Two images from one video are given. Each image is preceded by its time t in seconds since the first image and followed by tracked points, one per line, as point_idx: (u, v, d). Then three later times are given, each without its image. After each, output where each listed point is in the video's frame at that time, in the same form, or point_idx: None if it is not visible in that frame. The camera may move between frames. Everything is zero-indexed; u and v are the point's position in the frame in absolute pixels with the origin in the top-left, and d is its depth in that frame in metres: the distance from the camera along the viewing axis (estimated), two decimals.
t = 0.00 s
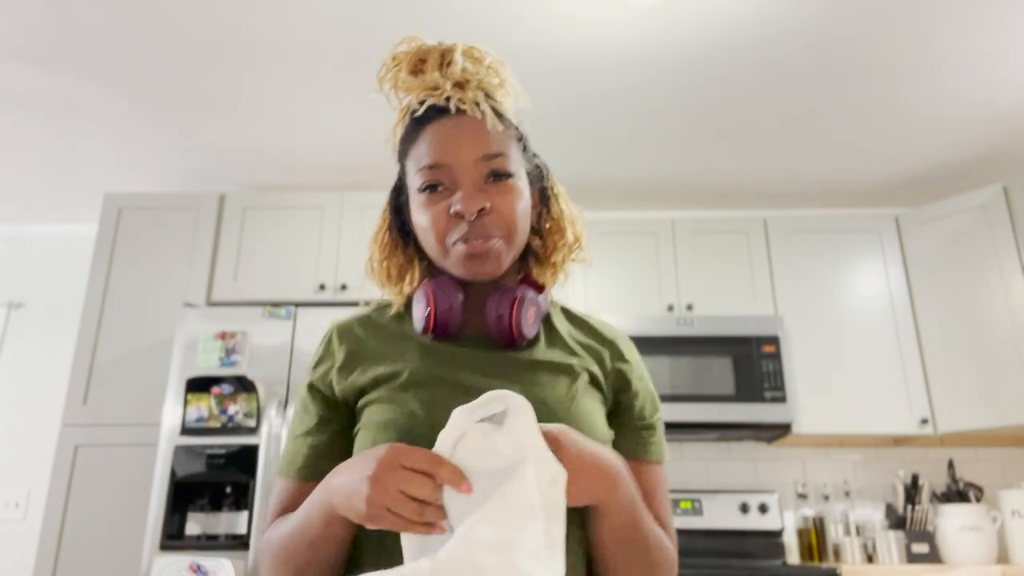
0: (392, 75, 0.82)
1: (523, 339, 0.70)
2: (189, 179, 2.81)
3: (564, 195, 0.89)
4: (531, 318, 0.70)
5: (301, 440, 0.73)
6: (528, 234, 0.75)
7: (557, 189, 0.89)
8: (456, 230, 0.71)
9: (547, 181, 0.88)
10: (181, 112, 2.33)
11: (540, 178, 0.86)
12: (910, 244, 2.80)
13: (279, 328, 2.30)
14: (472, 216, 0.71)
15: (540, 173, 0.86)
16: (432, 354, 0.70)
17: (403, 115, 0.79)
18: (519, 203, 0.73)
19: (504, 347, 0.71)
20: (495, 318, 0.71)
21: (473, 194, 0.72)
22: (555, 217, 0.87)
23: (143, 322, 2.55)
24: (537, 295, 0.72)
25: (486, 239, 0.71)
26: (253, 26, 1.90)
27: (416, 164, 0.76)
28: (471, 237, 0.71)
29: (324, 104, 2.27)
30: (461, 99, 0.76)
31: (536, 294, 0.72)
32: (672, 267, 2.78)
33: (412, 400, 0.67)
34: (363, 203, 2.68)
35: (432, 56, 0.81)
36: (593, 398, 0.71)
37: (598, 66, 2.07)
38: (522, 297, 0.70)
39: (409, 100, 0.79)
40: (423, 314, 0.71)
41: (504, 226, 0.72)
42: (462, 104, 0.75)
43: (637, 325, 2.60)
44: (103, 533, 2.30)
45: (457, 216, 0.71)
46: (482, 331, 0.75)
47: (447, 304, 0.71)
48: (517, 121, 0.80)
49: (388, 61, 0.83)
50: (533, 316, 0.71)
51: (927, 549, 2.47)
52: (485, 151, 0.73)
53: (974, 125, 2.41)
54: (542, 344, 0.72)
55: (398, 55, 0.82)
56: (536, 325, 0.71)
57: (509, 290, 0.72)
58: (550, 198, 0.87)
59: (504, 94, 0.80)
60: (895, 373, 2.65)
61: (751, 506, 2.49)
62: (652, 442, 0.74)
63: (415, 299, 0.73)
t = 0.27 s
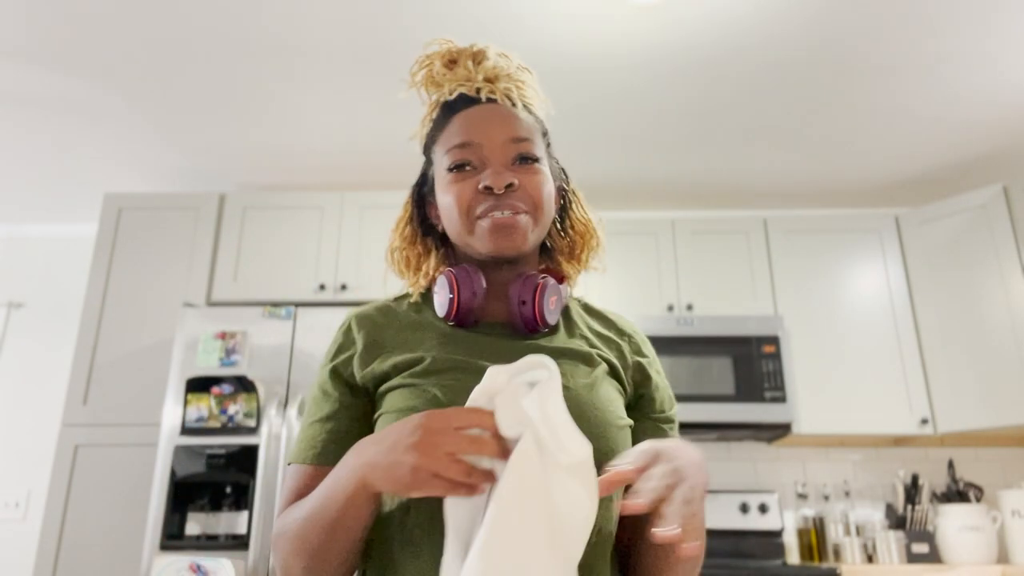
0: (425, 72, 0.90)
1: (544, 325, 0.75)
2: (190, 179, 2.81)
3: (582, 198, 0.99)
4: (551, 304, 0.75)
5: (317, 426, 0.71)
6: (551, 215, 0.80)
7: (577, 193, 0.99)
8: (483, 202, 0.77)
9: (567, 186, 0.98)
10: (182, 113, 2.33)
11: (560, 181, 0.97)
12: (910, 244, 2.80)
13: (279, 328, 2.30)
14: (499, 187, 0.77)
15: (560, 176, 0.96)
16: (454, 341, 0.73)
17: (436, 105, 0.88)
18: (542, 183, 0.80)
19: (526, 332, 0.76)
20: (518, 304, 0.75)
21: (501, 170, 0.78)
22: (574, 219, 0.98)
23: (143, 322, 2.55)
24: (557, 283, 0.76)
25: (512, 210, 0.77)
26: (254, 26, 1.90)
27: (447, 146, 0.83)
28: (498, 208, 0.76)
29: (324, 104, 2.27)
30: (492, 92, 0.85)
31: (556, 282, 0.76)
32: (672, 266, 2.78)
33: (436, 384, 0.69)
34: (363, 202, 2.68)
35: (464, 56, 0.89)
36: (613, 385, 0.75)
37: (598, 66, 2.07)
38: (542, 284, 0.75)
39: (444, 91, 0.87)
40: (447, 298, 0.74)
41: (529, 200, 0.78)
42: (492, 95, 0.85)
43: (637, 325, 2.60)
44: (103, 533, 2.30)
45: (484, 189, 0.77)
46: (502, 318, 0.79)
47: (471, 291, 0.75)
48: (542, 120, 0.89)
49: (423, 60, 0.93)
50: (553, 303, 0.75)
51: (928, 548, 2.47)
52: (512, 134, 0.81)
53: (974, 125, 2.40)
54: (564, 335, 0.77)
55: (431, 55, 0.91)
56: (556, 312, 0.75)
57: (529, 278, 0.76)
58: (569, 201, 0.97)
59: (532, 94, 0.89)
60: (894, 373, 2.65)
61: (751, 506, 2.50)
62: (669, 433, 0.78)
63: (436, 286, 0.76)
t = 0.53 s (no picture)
0: (448, 78, 0.92)
1: (550, 323, 0.74)
2: (190, 179, 2.81)
3: (595, 220, 1.00)
4: (557, 301, 0.75)
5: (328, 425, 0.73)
6: (564, 213, 0.80)
7: (589, 216, 1.00)
8: (500, 191, 0.77)
9: (579, 202, 0.99)
10: (182, 113, 2.33)
11: (574, 200, 0.98)
12: (910, 244, 2.80)
13: (278, 328, 2.30)
14: (517, 178, 0.77)
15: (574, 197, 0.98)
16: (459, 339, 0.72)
17: (456, 107, 0.89)
18: (559, 180, 0.80)
19: (532, 330, 0.75)
20: (524, 301, 0.75)
21: (518, 162, 0.79)
22: (587, 235, 0.98)
23: (143, 322, 2.55)
24: (563, 282, 0.76)
25: (527, 200, 0.76)
26: (254, 26, 1.90)
27: (465, 139, 0.83)
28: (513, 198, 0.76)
29: (324, 104, 2.27)
30: (513, 98, 0.87)
31: (563, 281, 0.76)
32: (672, 266, 2.78)
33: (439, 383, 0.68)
34: (363, 202, 2.68)
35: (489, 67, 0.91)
36: (619, 383, 0.74)
37: (598, 65, 2.07)
38: (549, 281, 0.74)
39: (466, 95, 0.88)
40: (453, 294, 0.75)
41: (544, 194, 0.77)
42: (514, 101, 0.86)
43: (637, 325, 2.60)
44: (103, 533, 2.30)
45: (501, 179, 0.77)
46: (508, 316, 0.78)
47: (476, 288, 0.74)
48: (560, 131, 0.90)
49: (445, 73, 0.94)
50: (559, 300, 0.75)
51: (928, 548, 2.47)
52: (532, 132, 0.82)
53: (974, 125, 2.40)
54: (570, 333, 0.77)
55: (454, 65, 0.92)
56: (562, 311, 0.75)
57: (536, 276, 0.76)
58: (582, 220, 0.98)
59: (552, 108, 0.91)
60: (894, 373, 2.65)
61: (751, 506, 2.50)
62: (674, 435, 0.79)
63: (445, 283, 0.76)
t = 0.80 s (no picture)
0: (445, 84, 0.91)
1: (548, 317, 0.74)
2: (190, 179, 2.81)
3: (597, 217, 1.00)
4: (554, 296, 0.74)
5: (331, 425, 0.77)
6: (561, 216, 0.80)
7: (591, 211, 1.00)
8: (495, 197, 0.77)
9: (581, 201, 0.98)
10: (182, 113, 2.33)
11: (576, 197, 0.97)
12: (910, 244, 2.80)
13: (278, 328, 2.30)
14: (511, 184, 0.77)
15: (575, 192, 0.97)
16: (455, 337, 0.74)
17: (453, 114, 0.88)
18: (555, 185, 0.80)
19: (531, 325, 0.75)
20: (520, 297, 0.75)
21: (514, 168, 0.79)
22: (590, 234, 0.98)
23: (144, 322, 2.55)
24: (561, 278, 0.76)
25: (523, 206, 0.77)
26: (253, 26, 1.90)
27: (462, 145, 0.83)
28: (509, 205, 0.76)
29: (325, 104, 2.27)
30: (510, 102, 0.86)
31: (560, 276, 0.76)
32: (672, 266, 2.78)
33: (435, 379, 0.70)
34: (363, 202, 2.68)
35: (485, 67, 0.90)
36: (620, 375, 0.74)
37: (598, 65, 2.07)
38: (544, 277, 0.74)
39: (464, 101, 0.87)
40: (450, 293, 0.76)
41: (540, 199, 0.78)
42: (511, 104, 0.85)
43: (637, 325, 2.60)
44: (103, 533, 2.30)
45: (497, 185, 0.77)
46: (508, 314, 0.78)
47: (472, 286, 0.75)
48: (558, 132, 0.90)
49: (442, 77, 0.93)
50: (555, 295, 0.74)
51: (928, 549, 2.47)
52: (528, 136, 0.82)
53: (975, 125, 2.40)
54: (570, 327, 0.77)
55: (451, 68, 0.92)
56: (559, 305, 0.75)
57: (533, 272, 0.76)
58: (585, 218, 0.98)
59: (549, 109, 0.90)
60: (894, 373, 2.65)
61: (751, 506, 2.50)
62: (691, 426, 0.79)
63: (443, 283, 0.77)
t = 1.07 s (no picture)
0: (439, 87, 0.90)
1: (550, 319, 0.74)
2: (190, 178, 2.81)
3: (599, 211, 1.00)
4: (555, 298, 0.74)
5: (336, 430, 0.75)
6: (558, 221, 0.81)
7: (593, 205, 0.99)
8: (489, 208, 0.77)
9: (583, 196, 0.99)
10: (182, 112, 2.33)
11: (577, 192, 0.97)
12: (910, 244, 2.80)
13: (278, 328, 2.30)
14: (505, 195, 0.77)
15: (576, 188, 0.97)
16: (460, 339, 0.73)
17: (449, 118, 0.88)
18: (551, 190, 0.80)
19: (530, 327, 0.75)
20: (521, 300, 0.75)
21: (508, 177, 0.79)
22: (592, 229, 0.98)
23: (144, 322, 2.54)
24: (563, 279, 0.76)
25: (517, 217, 0.77)
26: (252, 25, 1.90)
27: (457, 152, 0.83)
28: (503, 216, 0.76)
29: (325, 104, 2.27)
30: (503, 104, 0.85)
31: (561, 278, 0.76)
32: (672, 266, 2.78)
33: (440, 382, 0.68)
34: (363, 202, 2.68)
35: (478, 67, 0.89)
36: (624, 376, 0.74)
37: (598, 65, 2.07)
38: (545, 279, 0.74)
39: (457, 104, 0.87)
40: (452, 296, 0.76)
41: (534, 208, 0.78)
42: (504, 106, 0.84)
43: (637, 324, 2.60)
44: (103, 533, 2.30)
45: (491, 196, 0.77)
46: (509, 315, 0.78)
47: (475, 288, 0.75)
48: (555, 130, 0.89)
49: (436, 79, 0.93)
50: (557, 297, 0.75)
51: (928, 549, 2.47)
52: (522, 142, 0.81)
53: (975, 125, 2.40)
54: (574, 328, 0.77)
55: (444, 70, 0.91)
56: (561, 307, 0.75)
57: (534, 275, 0.76)
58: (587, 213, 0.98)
59: (544, 105, 0.88)
60: (894, 372, 2.65)
61: (751, 506, 2.50)
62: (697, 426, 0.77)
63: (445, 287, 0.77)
